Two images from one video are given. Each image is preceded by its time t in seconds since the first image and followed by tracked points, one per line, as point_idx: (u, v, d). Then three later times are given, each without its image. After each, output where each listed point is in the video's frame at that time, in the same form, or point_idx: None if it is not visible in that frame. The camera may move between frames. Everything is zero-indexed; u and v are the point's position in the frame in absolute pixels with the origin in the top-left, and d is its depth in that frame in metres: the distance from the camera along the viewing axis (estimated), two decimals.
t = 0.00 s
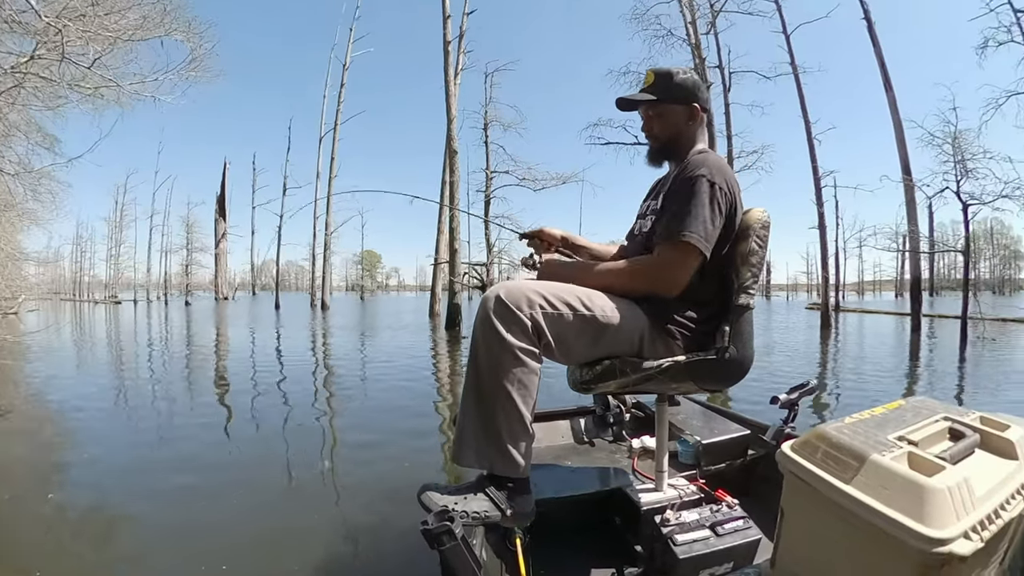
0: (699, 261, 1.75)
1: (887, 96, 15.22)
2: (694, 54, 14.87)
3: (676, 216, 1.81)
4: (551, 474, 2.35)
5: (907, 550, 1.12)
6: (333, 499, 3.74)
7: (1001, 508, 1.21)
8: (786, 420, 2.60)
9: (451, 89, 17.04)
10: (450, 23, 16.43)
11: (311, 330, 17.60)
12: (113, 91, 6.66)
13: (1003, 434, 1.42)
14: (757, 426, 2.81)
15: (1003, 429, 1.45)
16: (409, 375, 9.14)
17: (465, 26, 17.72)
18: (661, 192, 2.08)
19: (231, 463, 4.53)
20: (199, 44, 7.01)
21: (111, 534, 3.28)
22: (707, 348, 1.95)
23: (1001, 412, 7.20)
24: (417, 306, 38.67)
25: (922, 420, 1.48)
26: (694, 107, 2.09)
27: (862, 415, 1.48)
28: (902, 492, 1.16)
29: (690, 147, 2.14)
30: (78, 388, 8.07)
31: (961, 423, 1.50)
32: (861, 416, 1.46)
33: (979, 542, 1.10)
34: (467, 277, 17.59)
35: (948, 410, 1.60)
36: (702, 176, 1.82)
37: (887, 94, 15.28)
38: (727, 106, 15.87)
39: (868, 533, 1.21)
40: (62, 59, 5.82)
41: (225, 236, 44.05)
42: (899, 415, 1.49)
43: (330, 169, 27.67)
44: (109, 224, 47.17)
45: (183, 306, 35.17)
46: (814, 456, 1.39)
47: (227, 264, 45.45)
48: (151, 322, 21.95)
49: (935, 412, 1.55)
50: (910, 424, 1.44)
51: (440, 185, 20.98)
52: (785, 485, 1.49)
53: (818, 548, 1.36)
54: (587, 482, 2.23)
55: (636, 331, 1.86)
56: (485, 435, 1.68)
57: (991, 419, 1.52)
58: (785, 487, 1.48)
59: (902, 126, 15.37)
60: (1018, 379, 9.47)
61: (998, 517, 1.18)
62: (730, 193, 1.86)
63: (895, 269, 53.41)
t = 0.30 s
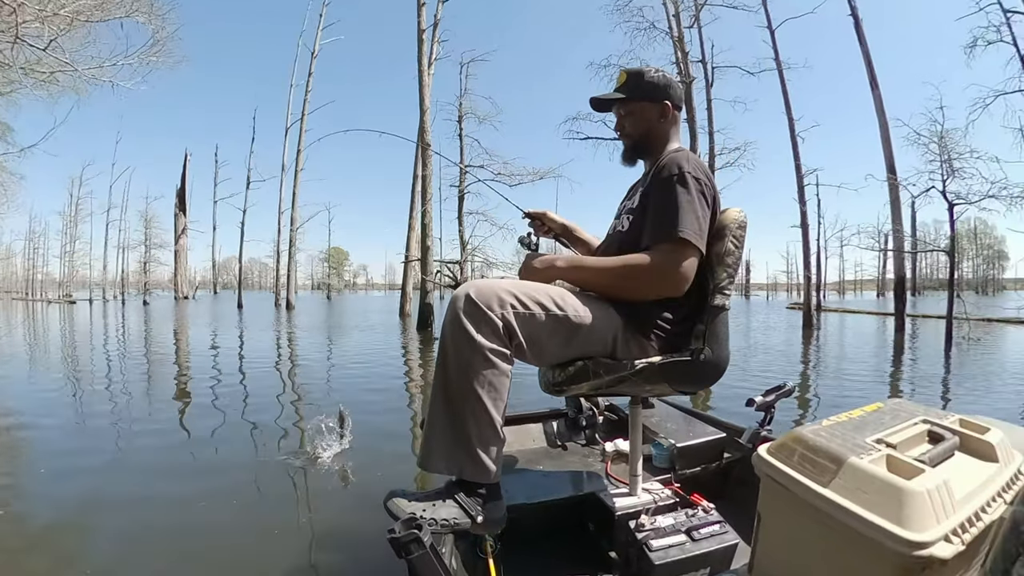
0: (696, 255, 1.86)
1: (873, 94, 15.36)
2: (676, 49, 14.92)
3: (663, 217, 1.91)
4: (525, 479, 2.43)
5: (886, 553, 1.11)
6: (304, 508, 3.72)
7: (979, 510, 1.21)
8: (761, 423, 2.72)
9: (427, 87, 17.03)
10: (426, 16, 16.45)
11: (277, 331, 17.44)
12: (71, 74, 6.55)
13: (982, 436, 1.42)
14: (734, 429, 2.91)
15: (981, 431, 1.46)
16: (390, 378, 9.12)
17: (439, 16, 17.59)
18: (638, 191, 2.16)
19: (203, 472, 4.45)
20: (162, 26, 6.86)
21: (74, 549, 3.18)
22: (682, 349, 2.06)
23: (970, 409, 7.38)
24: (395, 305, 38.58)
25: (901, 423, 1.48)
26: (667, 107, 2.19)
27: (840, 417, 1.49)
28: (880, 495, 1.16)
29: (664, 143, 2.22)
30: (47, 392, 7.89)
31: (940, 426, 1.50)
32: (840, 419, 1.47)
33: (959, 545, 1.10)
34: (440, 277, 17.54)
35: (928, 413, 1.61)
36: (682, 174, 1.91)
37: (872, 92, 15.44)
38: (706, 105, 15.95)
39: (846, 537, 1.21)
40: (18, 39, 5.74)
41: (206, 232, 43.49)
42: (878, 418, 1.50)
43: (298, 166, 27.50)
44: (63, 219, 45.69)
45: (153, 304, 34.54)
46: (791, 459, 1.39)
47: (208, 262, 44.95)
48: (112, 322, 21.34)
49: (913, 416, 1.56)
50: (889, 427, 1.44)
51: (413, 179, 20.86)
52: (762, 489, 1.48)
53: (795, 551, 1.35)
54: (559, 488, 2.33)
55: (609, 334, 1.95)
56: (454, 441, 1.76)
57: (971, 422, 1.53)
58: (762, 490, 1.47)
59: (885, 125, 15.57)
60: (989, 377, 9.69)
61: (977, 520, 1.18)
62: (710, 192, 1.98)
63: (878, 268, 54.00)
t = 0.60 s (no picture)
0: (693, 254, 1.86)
1: (872, 93, 15.33)
2: (673, 47, 14.89)
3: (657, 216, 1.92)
4: (513, 483, 2.45)
5: (877, 560, 1.11)
6: (289, 513, 3.71)
7: (972, 518, 1.20)
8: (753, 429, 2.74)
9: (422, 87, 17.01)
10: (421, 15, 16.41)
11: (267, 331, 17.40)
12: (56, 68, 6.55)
13: (974, 443, 1.42)
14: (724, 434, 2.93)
15: (974, 439, 1.46)
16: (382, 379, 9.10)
17: (432, 12, 17.47)
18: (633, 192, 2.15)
19: (192, 476, 4.43)
20: (148, 18, 6.83)
21: (60, 555, 3.15)
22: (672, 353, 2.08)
23: (961, 409, 7.41)
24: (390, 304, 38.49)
25: (893, 430, 1.49)
26: (661, 110, 2.19)
27: (830, 424, 1.49)
28: (870, 501, 1.16)
29: (657, 146, 2.21)
30: (36, 394, 7.82)
31: (933, 432, 1.50)
32: (830, 426, 1.47)
33: (949, 553, 1.09)
34: (433, 276, 17.50)
35: (919, 420, 1.61)
36: (678, 175, 1.93)
37: (871, 91, 15.45)
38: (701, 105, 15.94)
39: (835, 542, 1.21)
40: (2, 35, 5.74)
41: (200, 231, 43.28)
42: (869, 425, 1.50)
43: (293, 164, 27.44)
44: (47, 217, 45.07)
45: (146, 303, 34.37)
46: (781, 465, 1.39)
47: (203, 260, 44.78)
48: (100, 323, 21.13)
49: (905, 423, 1.56)
50: (879, 434, 1.44)
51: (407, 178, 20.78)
52: (752, 495, 1.48)
53: (786, 557, 1.35)
54: (548, 492, 2.34)
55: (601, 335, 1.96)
56: (442, 443, 1.80)
57: (962, 430, 1.52)
58: (752, 497, 1.47)
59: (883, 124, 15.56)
60: (981, 377, 9.73)
61: (969, 527, 1.17)
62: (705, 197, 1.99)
63: (876, 268, 54.10)
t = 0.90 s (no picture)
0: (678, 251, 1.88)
1: (875, 92, 15.31)
2: (676, 45, 14.88)
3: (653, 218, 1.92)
4: (508, 484, 2.46)
5: (871, 567, 1.12)
6: (287, 514, 3.72)
7: (967, 526, 1.21)
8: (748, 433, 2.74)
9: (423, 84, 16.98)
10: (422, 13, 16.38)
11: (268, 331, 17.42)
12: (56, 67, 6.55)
13: (969, 451, 1.42)
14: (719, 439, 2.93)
15: (968, 446, 1.46)
16: (383, 380, 9.10)
17: (434, 11, 17.42)
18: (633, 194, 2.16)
19: (191, 477, 4.44)
20: (149, 17, 6.81)
21: (58, 556, 3.16)
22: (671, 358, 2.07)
23: (961, 410, 7.41)
24: (391, 304, 38.51)
25: (888, 436, 1.49)
26: (667, 115, 2.20)
27: (826, 430, 1.50)
28: (865, 507, 1.17)
29: (661, 151, 2.22)
30: (36, 394, 7.82)
31: (928, 439, 1.51)
32: (825, 431, 1.48)
33: (944, 559, 1.10)
34: (433, 276, 17.50)
35: (914, 427, 1.62)
36: (676, 177, 1.94)
37: (873, 91, 15.45)
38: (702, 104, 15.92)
39: (828, 547, 1.22)
40: None
41: (200, 230, 43.22)
42: (864, 431, 1.51)
43: (293, 164, 27.42)
44: (47, 217, 45.05)
45: (145, 303, 34.35)
46: (776, 470, 1.40)
47: (203, 260, 44.76)
48: (100, 323, 21.13)
49: (901, 430, 1.57)
50: (875, 440, 1.45)
51: (407, 178, 20.76)
52: (747, 500, 1.49)
53: (779, 562, 1.36)
54: (544, 494, 2.35)
55: (598, 339, 1.96)
56: (438, 445, 1.80)
57: (958, 436, 1.53)
58: (746, 502, 1.48)
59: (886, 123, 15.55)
60: (982, 378, 9.73)
61: (963, 534, 1.18)
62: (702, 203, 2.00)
63: (877, 267, 54.12)
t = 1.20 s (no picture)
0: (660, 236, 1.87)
1: (877, 92, 15.31)
2: (677, 45, 14.88)
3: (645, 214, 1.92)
4: (505, 484, 2.46)
5: (868, 569, 1.12)
6: (286, 513, 3.73)
7: (963, 527, 1.21)
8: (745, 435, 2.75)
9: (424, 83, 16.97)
10: (423, 12, 16.36)
11: (268, 330, 17.43)
12: (55, 66, 6.55)
13: (965, 453, 1.43)
14: (717, 440, 2.93)
15: (965, 448, 1.47)
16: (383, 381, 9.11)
17: (435, 10, 17.40)
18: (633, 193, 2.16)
19: (189, 476, 4.45)
20: (148, 15, 6.79)
21: (56, 555, 3.16)
22: (668, 359, 2.08)
23: (961, 410, 7.43)
24: (391, 304, 38.48)
25: (885, 438, 1.49)
26: (671, 120, 2.21)
27: (823, 432, 1.50)
28: (862, 509, 1.17)
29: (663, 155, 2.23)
30: (36, 394, 7.83)
31: (924, 441, 1.51)
32: (822, 432, 1.48)
33: (941, 561, 1.10)
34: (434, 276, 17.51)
35: (911, 428, 1.62)
36: (673, 179, 1.96)
37: (874, 91, 15.44)
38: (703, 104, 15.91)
39: (824, 548, 1.22)
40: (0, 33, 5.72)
41: (200, 229, 43.15)
42: (861, 433, 1.51)
43: (293, 163, 27.39)
44: (47, 216, 45.04)
45: (145, 303, 34.33)
46: (773, 471, 1.40)
47: (203, 260, 44.72)
48: (99, 324, 21.12)
49: (898, 431, 1.57)
50: (872, 441, 1.45)
51: (408, 177, 20.75)
52: (744, 501, 1.49)
53: (776, 563, 1.36)
54: (541, 494, 2.35)
55: (596, 340, 1.97)
56: (436, 446, 1.81)
57: (954, 438, 1.53)
58: (743, 503, 1.48)
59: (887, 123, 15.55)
60: (982, 378, 9.74)
61: (961, 535, 1.18)
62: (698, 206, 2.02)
63: (878, 267, 54.15)
